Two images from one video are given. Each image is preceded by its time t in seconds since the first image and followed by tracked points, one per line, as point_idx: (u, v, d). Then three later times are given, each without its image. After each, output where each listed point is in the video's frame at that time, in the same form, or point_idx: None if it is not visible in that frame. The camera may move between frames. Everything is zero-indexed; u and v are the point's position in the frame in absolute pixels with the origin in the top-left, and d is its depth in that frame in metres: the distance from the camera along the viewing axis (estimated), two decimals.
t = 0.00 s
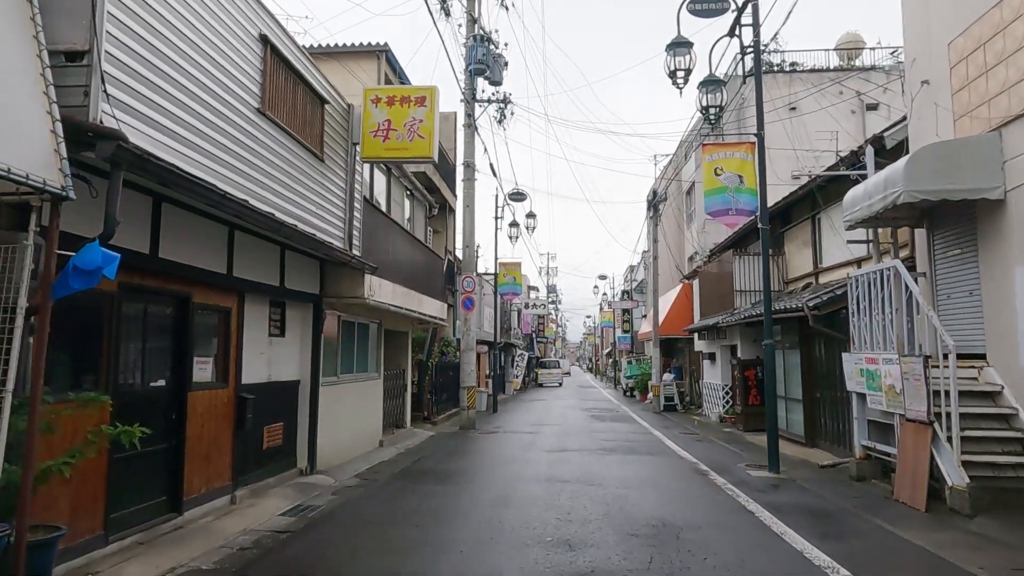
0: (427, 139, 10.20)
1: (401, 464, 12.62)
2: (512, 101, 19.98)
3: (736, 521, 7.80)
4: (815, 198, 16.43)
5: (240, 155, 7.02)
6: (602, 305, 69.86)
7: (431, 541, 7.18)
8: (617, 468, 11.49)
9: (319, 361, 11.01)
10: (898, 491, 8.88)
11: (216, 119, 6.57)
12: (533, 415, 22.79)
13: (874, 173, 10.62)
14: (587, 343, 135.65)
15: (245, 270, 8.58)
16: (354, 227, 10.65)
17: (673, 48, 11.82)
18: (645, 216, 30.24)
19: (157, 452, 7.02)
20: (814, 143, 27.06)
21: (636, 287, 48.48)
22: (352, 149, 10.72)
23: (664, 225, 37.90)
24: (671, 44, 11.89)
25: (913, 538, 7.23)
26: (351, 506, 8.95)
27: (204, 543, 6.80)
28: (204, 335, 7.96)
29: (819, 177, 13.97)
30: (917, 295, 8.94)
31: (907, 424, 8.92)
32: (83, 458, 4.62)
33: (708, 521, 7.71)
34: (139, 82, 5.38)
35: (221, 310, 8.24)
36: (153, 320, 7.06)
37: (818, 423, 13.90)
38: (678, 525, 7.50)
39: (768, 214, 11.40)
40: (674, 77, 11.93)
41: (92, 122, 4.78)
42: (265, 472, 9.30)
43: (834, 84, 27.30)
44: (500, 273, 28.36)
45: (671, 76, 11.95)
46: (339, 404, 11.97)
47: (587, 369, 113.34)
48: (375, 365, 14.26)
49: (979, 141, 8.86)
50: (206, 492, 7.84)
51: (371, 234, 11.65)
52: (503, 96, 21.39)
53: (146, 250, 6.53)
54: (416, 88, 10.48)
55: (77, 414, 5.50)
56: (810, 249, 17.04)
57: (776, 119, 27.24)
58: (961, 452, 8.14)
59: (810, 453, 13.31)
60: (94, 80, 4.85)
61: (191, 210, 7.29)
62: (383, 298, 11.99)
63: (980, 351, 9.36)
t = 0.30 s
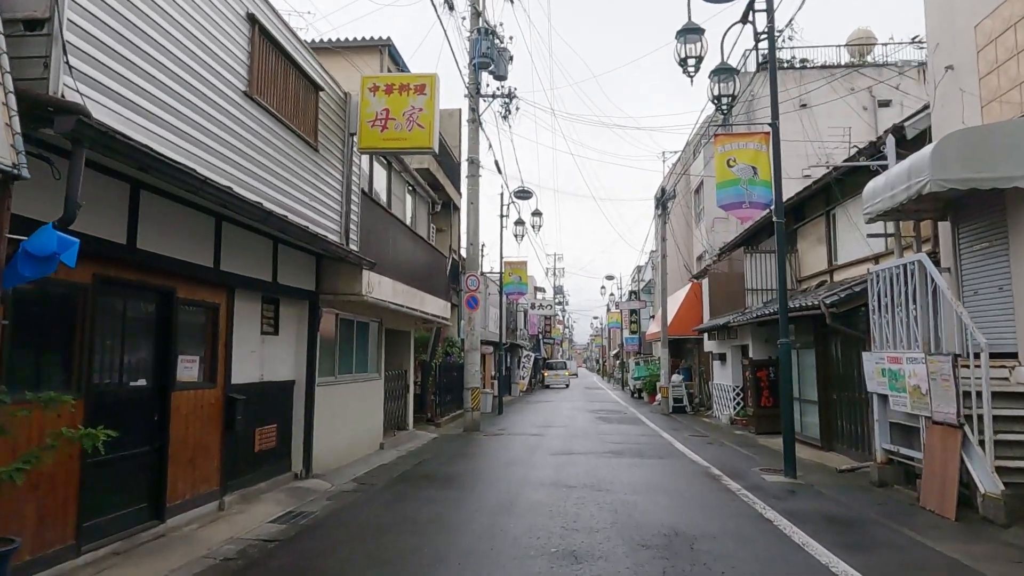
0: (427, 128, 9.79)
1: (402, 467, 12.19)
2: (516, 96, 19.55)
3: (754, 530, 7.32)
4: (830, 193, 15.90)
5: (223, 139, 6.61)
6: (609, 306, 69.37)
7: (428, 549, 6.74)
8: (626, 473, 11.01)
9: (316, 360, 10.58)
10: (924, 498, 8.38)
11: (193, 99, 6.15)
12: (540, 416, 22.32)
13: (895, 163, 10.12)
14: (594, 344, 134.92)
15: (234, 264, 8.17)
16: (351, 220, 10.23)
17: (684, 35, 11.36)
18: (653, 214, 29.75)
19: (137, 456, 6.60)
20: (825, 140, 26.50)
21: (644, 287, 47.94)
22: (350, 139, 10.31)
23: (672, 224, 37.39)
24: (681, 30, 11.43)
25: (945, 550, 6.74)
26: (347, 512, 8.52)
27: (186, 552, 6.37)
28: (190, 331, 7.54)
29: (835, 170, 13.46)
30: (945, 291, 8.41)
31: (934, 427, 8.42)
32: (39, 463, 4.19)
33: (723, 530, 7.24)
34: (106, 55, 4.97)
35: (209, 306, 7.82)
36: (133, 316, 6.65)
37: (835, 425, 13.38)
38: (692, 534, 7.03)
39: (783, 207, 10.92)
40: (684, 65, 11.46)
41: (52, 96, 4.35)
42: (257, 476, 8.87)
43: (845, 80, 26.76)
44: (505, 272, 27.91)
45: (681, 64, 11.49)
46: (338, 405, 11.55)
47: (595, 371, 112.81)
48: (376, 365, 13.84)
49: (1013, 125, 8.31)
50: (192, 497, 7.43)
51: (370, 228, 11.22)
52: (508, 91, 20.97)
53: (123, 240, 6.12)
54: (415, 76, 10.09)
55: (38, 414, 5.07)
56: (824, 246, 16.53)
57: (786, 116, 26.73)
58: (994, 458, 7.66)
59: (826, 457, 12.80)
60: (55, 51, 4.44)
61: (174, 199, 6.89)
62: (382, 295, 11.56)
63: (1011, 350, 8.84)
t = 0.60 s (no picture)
0: (427, 122, 9.38)
1: (403, 475, 11.76)
2: (521, 93, 19.13)
3: (775, 547, 6.83)
4: (847, 191, 15.38)
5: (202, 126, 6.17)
6: (616, 309, 68.82)
7: (426, 566, 6.28)
8: (636, 482, 10.53)
9: (312, 364, 10.15)
10: (955, 511, 7.88)
11: (170, 85, 5.78)
12: (546, 421, 21.83)
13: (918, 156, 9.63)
14: (601, 347, 134.29)
15: (223, 263, 7.76)
16: (348, 217, 9.83)
17: (695, 24, 10.91)
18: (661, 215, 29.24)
19: (113, 465, 6.18)
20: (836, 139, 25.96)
21: (651, 289, 47.40)
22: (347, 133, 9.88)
23: (681, 224, 36.92)
24: (692, 20, 10.98)
25: (983, 569, 6.23)
26: (343, 524, 8.08)
27: (165, 570, 5.94)
28: (174, 333, 7.13)
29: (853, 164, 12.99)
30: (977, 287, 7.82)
31: (965, 434, 7.92)
32: None
33: (742, 547, 6.75)
34: (67, 29, 4.54)
35: (195, 306, 7.40)
36: (110, 317, 6.23)
37: (853, 431, 12.87)
38: (708, 552, 6.55)
39: (800, 203, 10.42)
40: (695, 56, 11.00)
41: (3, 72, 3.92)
42: (247, 486, 8.44)
43: (857, 78, 26.26)
44: (511, 274, 27.45)
45: (692, 55, 11.02)
46: (336, 411, 11.12)
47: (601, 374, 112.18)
48: (377, 368, 13.42)
49: None
50: (176, 509, 7.01)
51: (370, 227, 10.81)
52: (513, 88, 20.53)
53: (95, 234, 5.71)
54: (415, 66, 9.67)
55: None
56: (839, 246, 16.04)
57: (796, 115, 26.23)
58: None
59: (844, 464, 12.29)
60: (7, 22, 4.01)
61: (154, 192, 6.45)
62: (382, 296, 11.13)
63: None
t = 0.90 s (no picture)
0: (428, 109, 8.96)
1: (405, 479, 11.29)
2: (528, 87, 18.65)
3: (802, 561, 6.31)
4: (866, 184, 14.83)
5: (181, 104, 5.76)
6: (625, 310, 68.22)
7: None
8: (649, 488, 10.01)
9: (309, 364, 9.69)
10: (994, 521, 7.33)
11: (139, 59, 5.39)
12: (555, 423, 21.34)
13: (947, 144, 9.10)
14: (609, 348, 133.65)
15: (212, 256, 7.33)
16: (347, 210, 9.39)
17: (710, 8, 10.41)
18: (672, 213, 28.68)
19: (88, 472, 5.74)
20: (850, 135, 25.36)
21: (661, 289, 46.80)
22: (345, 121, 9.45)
23: (691, 223, 36.37)
24: (707, 3, 10.47)
25: None
26: (338, 533, 7.62)
27: None
28: (157, 330, 6.70)
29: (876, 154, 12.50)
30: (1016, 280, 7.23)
31: (1004, 438, 7.38)
32: None
33: (766, 562, 6.23)
34: None
35: (181, 302, 6.97)
36: (86, 313, 5.80)
37: (875, 434, 12.31)
38: (731, 567, 6.03)
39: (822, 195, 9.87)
40: (710, 41, 10.50)
41: None
42: (238, 493, 7.98)
43: (871, 73, 25.65)
44: (518, 273, 26.94)
45: (707, 40, 10.52)
46: (335, 413, 10.66)
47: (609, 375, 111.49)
48: (379, 368, 12.98)
49: None
50: (160, 518, 6.57)
51: (370, 221, 10.37)
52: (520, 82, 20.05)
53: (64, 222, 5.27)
54: (416, 52, 9.26)
55: None
56: (858, 242, 15.48)
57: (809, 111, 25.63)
58: None
59: (866, 469, 11.74)
60: None
61: (133, 178, 6.03)
62: (382, 293, 10.67)
63: None
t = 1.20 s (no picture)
0: (428, 97, 8.54)
1: (405, 484, 10.86)
2: (533, 81, 18.21)
3: None
4: (883, 178, 14.33)
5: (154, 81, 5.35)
6: (631, 310, 67.73)
7: None
8: (661, 496, 9.54)
9: (304, 364, 9.26)
10: None
11: (107, 32, 4.98)
12: (561, 425, 20.89)
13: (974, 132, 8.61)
14: (616, 349, 133.15)
15: (196, 250, 6.92)
16: (342, 202, 8.97)
17: None
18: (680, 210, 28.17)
19: (58, 479, 5.32)
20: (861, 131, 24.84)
21: (668, 289, 46.33)
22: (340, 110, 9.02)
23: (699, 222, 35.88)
24: None
25: None
26: (331, 542, 7.19)
27: None
28: (137, 328, 6.30)
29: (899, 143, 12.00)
30: None
31: None
32: None
33: None
34: None
35: (163, 297, 6.56)
36: (56, 308, 5.39)
37: (896, 438, 11.81)
38: None
39: (841, 187, 9.38)
40: (723, 26, 10.03)
41: None
42: (227, 500, 7.57)
43: (883, 68, 25.12)
44: (524, 272, 26.50)
45: (719, 25, 10.05)
46: (332, 415, 10.24)
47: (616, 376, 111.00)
48: (378, 369, 12.55)
49: None
50: (139, 528, 6.15)
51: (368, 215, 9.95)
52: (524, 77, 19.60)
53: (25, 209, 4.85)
54: (414, 36, 8.85)
55: None
56: (874, 238, 14.98)
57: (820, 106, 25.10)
58: None
59: (887, 474, 11.24)
60: None
61: (105, 163, 5.62)
62: (381, 290, 10.25)
63: None
